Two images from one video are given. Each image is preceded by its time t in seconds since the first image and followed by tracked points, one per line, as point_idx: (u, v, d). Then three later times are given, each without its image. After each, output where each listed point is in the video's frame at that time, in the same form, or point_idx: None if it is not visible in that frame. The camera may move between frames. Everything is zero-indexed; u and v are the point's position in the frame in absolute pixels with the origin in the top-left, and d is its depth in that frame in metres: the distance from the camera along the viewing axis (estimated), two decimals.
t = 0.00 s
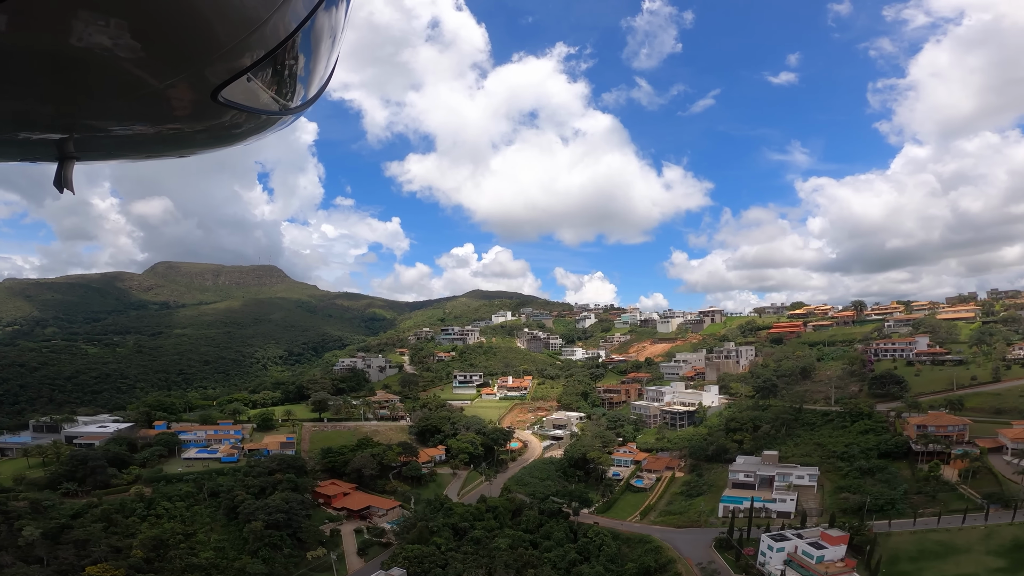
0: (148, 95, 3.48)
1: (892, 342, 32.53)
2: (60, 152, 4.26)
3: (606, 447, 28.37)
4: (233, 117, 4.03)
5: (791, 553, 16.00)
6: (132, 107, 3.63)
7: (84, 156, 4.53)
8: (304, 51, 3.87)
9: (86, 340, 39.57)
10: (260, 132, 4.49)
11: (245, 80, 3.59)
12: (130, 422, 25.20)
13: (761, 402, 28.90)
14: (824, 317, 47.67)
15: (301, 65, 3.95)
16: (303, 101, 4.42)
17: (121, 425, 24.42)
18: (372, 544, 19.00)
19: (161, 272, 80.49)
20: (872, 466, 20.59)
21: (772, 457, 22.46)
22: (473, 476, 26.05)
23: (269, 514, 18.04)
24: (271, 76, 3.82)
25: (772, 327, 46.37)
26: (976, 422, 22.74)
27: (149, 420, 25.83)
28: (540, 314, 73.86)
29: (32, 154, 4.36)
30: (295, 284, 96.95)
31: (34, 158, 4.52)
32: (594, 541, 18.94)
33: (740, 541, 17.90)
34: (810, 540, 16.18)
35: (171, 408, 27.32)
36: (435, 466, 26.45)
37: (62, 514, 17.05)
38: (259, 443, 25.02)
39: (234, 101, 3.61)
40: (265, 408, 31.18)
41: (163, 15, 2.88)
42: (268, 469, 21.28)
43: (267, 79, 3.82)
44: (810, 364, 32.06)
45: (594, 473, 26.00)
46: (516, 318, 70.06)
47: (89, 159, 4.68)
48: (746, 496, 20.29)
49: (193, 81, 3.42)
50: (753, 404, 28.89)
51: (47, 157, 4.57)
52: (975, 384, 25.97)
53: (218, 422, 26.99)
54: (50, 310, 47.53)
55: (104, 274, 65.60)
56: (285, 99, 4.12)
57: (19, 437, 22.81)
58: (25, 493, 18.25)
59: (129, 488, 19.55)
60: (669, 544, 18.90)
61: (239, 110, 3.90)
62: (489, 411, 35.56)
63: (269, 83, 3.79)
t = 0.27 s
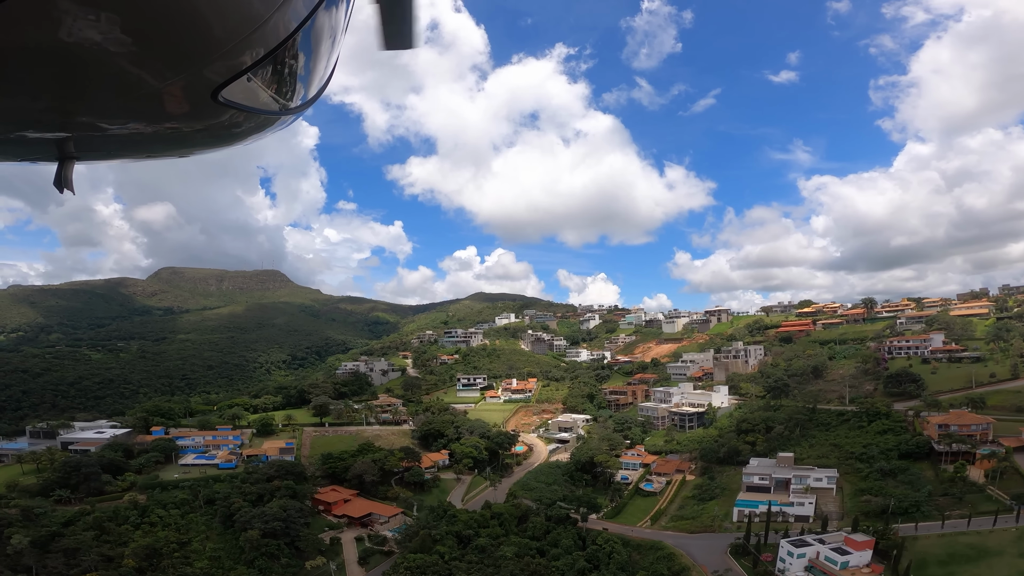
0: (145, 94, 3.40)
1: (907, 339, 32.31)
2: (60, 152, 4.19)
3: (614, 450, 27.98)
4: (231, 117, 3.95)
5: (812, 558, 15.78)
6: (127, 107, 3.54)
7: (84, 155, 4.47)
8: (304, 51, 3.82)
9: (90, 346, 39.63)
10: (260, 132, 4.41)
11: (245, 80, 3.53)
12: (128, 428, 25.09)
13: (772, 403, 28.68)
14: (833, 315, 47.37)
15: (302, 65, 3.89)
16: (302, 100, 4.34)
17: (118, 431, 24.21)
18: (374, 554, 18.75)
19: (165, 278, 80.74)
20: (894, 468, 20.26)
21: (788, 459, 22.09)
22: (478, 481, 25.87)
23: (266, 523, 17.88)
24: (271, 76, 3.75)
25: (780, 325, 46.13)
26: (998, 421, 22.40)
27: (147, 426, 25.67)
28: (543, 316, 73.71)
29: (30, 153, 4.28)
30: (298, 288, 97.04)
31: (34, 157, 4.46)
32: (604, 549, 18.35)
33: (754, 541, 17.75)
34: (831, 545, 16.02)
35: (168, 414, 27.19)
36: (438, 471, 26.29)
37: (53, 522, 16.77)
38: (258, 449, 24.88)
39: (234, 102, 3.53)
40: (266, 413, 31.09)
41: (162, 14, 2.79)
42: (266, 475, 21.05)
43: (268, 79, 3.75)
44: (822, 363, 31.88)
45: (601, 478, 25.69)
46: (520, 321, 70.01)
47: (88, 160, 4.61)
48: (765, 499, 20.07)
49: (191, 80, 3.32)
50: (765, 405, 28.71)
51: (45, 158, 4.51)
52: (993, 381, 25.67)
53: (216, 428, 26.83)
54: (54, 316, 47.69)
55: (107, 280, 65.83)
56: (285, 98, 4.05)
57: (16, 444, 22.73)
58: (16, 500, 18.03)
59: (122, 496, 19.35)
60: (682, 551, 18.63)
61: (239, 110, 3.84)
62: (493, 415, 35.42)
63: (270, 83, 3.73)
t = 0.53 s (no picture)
0: (139, 91, 3.34)
1: (924, 338, 31.93)
2: (60, 150, 4.16)
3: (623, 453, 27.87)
4: (230, 116, 3.90)
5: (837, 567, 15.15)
6: (123, 104, 3.49)
7: (84, 155, 4.43)
8: (305, 50, 3.78)
9: (97, 351, 39.87)
10: (260, 131, 4.35)
11: (244, 79, 3.48)
12: (128, 433, 25.09)
13: (786, 405, 28.46)
14: (845, 314, 46.90)
15: (302, 65, 3.85)
16: (301, 100, 4.28)
17: (117, 436, 24.14)
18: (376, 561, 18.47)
19: (172, 283, 81.35)
20: (918, 471, 19.73)
21: (806, 462, 21.56)
22: (483, 486, 25.70)
23: (263, 531, 17.65)
24: (271, 76, 3.71)
25: (791, 325, 45.79)
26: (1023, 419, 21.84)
27: (148, 432, 25.68)
28: (549, 318, 73.50)
29: (32, 151, 4.25)
30: (304, 293, 97.29)
31: (35, 155, 4.43)
32: (615, 557, 17.97)
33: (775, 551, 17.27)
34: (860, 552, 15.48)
35: (168, 418, 27.10)
36: (442, 477, 26.16)
37: (46, 529, 16.79)
38: (258, 455, 24.80)
39: (233, 101, 3.49)
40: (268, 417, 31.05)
41: (158, 9, 2.74)
42: (265, 482, 20.90)
43: (268, 79, 3.72)
44: (837, 364, 31.62)
45: (610, 482, 25.62)
46: (525, 323, 69.92)
47: (89, 159, 4.58)
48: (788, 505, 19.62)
49: (188, 77, 3.28)
50: (778, 407, 28.45)
51: (46, 155, 4.47)
52: (1015, 381, 25.22)
53: (217, 433, 26.78)
54: (62, 321, 48.11)
55: (114, 286, 66.33)
56: (285, 98, 4.01)
57: (16, 449, 22.80)
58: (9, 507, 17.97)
59: (117, 502, 19.30)
60: (695, 557, 18.29)
61: (238, 109, 3.79)
62: (498, 418, 35.27)
63: (270, 83, 3.69)
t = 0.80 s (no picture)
0: (135, 89, 3.26)
1: (942, 338, 31.60)
2: (60, 152, 4.09)
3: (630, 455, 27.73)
4: (229, 117, 3.81)
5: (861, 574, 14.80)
6: (119, 103, 3.41)
7: (84, 156, 4.36)
8: (305, 49, 3.70)
9: (103, 353, 40.11)
10: (261, 132, 4.27)
11: (244, 79, 3.41)
12: (125, 435, 25.14)
13: (799, 406, 28.33)
14: (857, 314, 46.53)
15: (303, 65, 3.77)
16: (302, 101, 4.20)
17: (113, 440, 24.16)
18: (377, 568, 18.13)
19: (178, 286, 81.91)
20: (943, 474, 19.33)
21: (824, 464, 21.14)
22: (487, 492, 25.61)
23: (256, 539, 17.38)
24: (271, 75, 3.64)
25: (802, 325, 45.52)
26: None
27: (143, 434, 25.63)
28: (554, 319, 73.38)
29: (31, 151, 4.18)
30: (309, 295, 97.59)
31: (35, 155, 4.36)
32: (624, 565, 17.55)
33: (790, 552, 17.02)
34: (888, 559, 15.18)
35: (167, 422, 27.19)
36: (444, 481, 26.02)
37: (36, 534, 16.62)
38: (258, 459, 24.69)
39: (233, 102, 3.42)
40: (269, 420, 31.06)
41: (153, 3, 2.67)
42: (263, 487, 20.84)
43: (268, 79, 3.64)
44: (852, 364, 31.48)
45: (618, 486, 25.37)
46: (530, 325, 69.84)
47: (90, 160, 4.51)
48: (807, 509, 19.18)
49: (184, 75, 3.20)
50: (792, 408, 28.23)
51: (46, 156, 4.40)
52: None
53: (214, 436, 26.68)
54: (69, 324, 48.45)
55: (121, 289, 66.83)
56: (285, 99, 3.92)
57: (14, 452, 22.94)
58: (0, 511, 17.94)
59: (109, 507, 19.11)
60: (709, 565, 17.94)
61: (237, 110, 3.72)
62: (502, 421, 35.19)
63: (270, 82, 3.62)
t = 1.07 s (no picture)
0: (132, 90, 3.23)
1: (958, 338, 31.19)
2: (61, 152, 4.03)
3: (637, 457, 27.55)
4: (229, 117, 3.76)
5: None
6: (117, 103, 3.37)
7: (86, 156, 4.30)
8: (306, 48, 3.61)
9: (108, 353, 40.33)
10: (262, 132, 4.20)
11: (244, 80, 3.37)
12: (122, 435, 25.20)
13: (812, 407, 28.12)
14: (869, 314, 46.09)
15: (303, 64, 3.69)
16: (303, 101, 4.13)
17: (109, 440, 24.14)
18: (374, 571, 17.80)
19: (184, 286, 82.38)
20: (966, 477, 18.89)
21: (840, 468, 20.83)
22: (489, 495, 25.44)
23: (248, 544, 16.99)
24: (270, 74, 3.56)
25: (812, 326, 45.20)
26: None
27: (139, 434, 25.62)
28: (559, 320, 73.19)
29: (30, 151, 4.10)
30: (315, 295, 97.83)
31: (34, 156, 4.29)
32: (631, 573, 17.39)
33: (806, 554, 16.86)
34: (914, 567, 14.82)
35: (164, 421, 27.25)
36: (446, 484, 25.86)
37: (24, 535, 16.58)
38: (256, 459, 24.61)
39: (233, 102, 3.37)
40: (268, 420, 31.08)
41: (148, 1, 2.63)
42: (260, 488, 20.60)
43: (268, 79, 3.58)
44: (865, 364, 31.27)
45: (624, 489, 25.08)
46: (535, 325, 69.73)
47: (91, 160, 4.46)
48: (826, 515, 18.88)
49: (182, 76, 3.15)
50: (804, 411, 28.00)
51: (46, 156, 4.34)
52: None
53: (211, 437, 26.62)
54: (75, 323, 48.77)
55: (126, 289, 67.26)
56: (285, 99, 3.86)
57: (11, 451, 23.06)
58: None
59: (99, 509, 19.13)
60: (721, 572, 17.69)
61: (236, 110, 3.66)
62: (506, 422, 35.08)
63: (270, 82, 3.57)
